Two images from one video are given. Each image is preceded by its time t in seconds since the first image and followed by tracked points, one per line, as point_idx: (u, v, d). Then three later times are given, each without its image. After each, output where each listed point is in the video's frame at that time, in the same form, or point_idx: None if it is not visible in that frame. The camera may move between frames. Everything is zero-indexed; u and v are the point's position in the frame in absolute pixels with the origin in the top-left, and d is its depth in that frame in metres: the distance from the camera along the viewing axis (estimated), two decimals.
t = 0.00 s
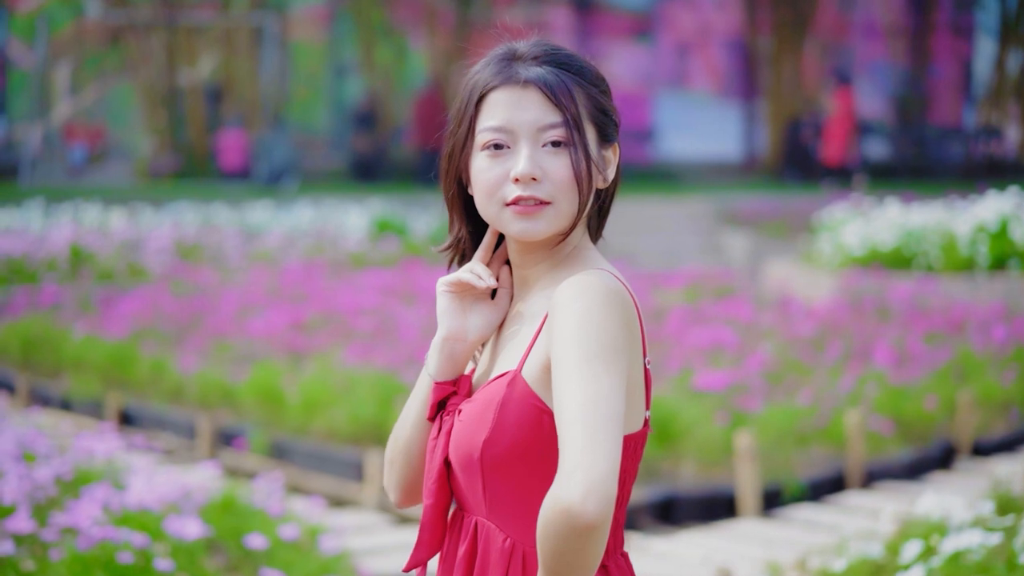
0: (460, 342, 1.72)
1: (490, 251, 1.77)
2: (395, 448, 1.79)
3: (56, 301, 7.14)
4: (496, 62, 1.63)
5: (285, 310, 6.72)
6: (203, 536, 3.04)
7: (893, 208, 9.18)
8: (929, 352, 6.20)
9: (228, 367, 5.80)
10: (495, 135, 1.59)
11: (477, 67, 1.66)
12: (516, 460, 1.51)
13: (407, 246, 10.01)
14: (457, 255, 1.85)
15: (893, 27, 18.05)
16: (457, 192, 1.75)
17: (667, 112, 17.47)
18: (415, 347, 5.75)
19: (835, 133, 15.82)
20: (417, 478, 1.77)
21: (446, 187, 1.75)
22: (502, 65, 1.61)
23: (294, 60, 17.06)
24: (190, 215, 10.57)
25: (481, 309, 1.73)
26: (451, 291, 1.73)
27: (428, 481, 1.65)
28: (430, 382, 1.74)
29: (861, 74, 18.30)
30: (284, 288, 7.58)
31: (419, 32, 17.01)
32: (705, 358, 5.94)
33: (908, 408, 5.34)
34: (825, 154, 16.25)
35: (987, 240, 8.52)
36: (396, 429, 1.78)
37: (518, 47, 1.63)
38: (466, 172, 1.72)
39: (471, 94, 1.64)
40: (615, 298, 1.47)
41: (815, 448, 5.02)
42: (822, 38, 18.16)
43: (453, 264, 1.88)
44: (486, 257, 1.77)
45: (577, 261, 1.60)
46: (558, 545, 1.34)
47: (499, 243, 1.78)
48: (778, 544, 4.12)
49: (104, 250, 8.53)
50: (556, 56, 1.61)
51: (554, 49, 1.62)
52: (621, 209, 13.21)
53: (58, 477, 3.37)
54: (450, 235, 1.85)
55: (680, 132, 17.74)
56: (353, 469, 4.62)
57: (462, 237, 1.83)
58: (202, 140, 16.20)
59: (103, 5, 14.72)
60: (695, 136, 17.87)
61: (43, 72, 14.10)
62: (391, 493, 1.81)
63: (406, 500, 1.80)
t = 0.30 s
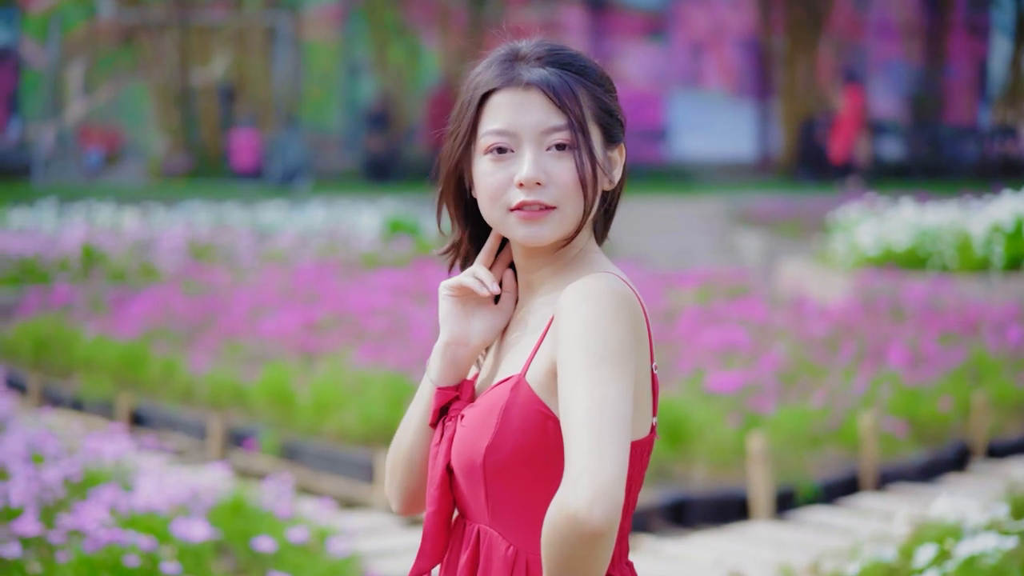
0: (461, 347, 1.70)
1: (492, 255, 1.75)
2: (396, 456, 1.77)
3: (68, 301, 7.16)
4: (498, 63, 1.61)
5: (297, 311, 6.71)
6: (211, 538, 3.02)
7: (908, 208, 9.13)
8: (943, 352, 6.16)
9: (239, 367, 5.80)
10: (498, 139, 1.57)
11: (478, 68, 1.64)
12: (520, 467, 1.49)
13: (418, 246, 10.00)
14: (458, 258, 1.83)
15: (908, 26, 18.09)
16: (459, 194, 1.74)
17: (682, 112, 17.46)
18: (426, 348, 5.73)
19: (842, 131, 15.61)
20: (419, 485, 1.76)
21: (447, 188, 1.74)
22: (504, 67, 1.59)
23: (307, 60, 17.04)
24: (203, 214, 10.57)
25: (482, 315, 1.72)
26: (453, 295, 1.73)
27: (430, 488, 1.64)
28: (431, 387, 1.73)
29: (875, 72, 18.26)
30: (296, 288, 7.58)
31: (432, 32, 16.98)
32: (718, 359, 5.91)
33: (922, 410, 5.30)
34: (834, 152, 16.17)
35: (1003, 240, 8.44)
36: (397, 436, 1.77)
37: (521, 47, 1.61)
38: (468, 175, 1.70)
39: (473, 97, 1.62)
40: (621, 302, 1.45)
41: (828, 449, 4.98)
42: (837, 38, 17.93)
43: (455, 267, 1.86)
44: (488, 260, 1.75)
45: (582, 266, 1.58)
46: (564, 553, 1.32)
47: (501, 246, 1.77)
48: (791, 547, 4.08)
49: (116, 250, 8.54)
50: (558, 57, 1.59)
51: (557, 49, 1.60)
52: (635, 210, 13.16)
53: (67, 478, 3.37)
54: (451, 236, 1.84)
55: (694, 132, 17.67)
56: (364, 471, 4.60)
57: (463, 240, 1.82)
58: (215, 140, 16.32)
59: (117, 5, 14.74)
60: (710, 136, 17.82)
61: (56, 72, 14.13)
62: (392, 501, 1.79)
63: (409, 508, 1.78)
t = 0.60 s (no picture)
0: (463, 349, 1.70)
1: (495, 256, 1.74)
2: (396, 462, 1.76)
3: (79, 302, 7.19)
4: (499, 65, 1.60)
5: (308, 311, 6.70)
6: (217, 541, 3.01)
7: (922, 208, 9.11)
8: (957, 353, 6.11)
9: (249, 368, 5.80)
10: (500, 142, 1.57)
11: (479, 69, 1.63)
12: (522, 473, 1.47)
13: (430, 245, 10.00)
14: (460, 261, 1.82)
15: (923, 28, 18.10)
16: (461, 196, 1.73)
17: (694, 113, 17.40)
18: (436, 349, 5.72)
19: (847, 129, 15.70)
20: (419, 491, 1.74)
21: (449, 190, 1.73)
22: (506, 68, 1.58)
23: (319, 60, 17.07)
24: (215, 214, 10.58)
25: (484, 317, 1.71)
26: (454, 295, 1.72)
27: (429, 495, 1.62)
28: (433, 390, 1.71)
29: (889, 72, 18.16)
30: (308, 287, 7.58)
31: (444, 32, 16.96)
32: (730, 360, 5.88)
33: (935, 412, 5.26)
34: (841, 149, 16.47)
35: (1017, 240, 8.42)
36: (397, 441, 1.75)
37: (522, 48, 1.61)
38: (470, 177, 1.69)
39: (474, 99, 1.61)
40: (627, 304, 1.43)
41: (841, 451, 4.94)
42: (852, 37, 17.90)
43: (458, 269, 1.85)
44: (490, 261, 1.74)
45: (586, 268, 1.57)
46: (565, 559, 1.30)
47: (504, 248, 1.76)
48: (803, 550, 4.04)
49: (128, 250, 8.58)
50: (560, 56, 1.58)
51: (559, 48, 1.59)
52: (647, 210, 13.13)
53: (74, 479, 3.36)
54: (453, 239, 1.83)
55: (706, 131, 17.59)
56: (374, 472, 4.59)
57: (464, 243, 1.80)
58: (227, 140, 16.31)
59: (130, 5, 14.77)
60: (723, 136, 17.73)
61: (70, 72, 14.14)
62: (393, 508, 1.77)
63: (409, 515, 1.77)
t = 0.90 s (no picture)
0: (468, 354, 1.68)
1: (499, 260, 1.72)
2: (401, 468, 1.75)
3: (92, 302, 7.21)
4: (503, 65, 1.59)
5: (320, 312, 6.69)
6: (226, 544, 2.99)
7: (938, 209, 9.07)
8: (974, 354, 6.06)
9: (261, 368, 5.79)
10: (505, 145, 1.55)
11: (484, 71, 1.62)
12: (524, 482, 1.45)
13: (444, 246, 9.99)
14: (466, 266, 1.81)
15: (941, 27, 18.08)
16: (465, 201, 1.72)
17: (709, 113, 17.26)
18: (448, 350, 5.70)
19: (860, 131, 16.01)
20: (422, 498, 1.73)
21: (454, 195, 1.71)
22: (511, 70, 1.57)
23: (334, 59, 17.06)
24: (229, 214, 10.59)
25: (488, 321, 1.69)
26: (458, 300, 1.70)
27: (432, 502, 1.60)
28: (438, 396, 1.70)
29: (904, 72, 18.09)
30: (321, 288, 7.58)
31: (459, 32, 16.94)
32: (744, 361, 5.84)
33: (951, 414, 5.21)
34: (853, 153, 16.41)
35: None
36: (402, 447, 1.74)
37: (526, 49, 1.59)
38: (475, 180, 1.67)
39: (477, 102, 1.60)
40: (633, 310, 1.41)
41: (855, 454, 4.90)
42: (867, 38, 17.73)
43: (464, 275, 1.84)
44: (494, 267, 1.73)
45: (592, 273, 1.56)
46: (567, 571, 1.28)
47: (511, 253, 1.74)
48: (817, 554, 4.00)
49: (142, 251, 8.60)
50: (566, 57, 1.57)
51: (564, 50, 1.58)
52: (662, 209, 13.10)
53: (85, 480, 3.36)
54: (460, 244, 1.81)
55: (721, 132, 17.51)
56: (384, 475, 4.57)
57: (472, 249, 1.79)
58: (241, 141, 16.38)
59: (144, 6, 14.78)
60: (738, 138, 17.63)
61: (84, 73, 14.16)
62: (396, 515, 1.77)
63: (412, 523, 1.75)
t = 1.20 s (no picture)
0: (470, 359, 1.67)
1: (502, 263, 1.71)
2: (403, 473, 1.74)
3: (103, 304, 7.24)
4: (508, 65, 1.58)
5: (331, 312, 6.69)
6: (234, 546, 2.98)
7: (951, 209, 9.03)
8: (987, 355, 6.02)
9: (270, 369, 5.79)
10: (511, 147, 1.54)
11: (489, 71, 1.61)
12: (528, 487, 1.44)
13: (455, 246, 9.99)
14: (470, 269, 1.81)
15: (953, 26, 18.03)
16: (469, 204, 1.71)
17: (721, 112, 17.19)
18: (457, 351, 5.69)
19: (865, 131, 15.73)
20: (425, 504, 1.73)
21: (458, 197, 1.70)
22: (516, 70, 1.56)
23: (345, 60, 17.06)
24: (241, 214, 10.61)
25: (492, 325, 1.69)
26: (461, 303, 1.70)
27: (435, 510, 1.59)
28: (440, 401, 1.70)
29: (917, 72, 17.94)
30: (331, 288, 7.58)
31: (471, 32, 16.95)
32: (756, 362, 5.81)
33: (963, 415, 5.18)
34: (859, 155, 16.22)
35: None
36: (405, 452, 1.74)
37: (532, 49, 1.58)
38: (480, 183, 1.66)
39: (483, 102, 1.58)
40: (642, 314, 1.39)
41: (867, 456, 4.87)
42: (880, 37, 17.69)
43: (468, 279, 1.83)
44: (498, 269, 1.72)
45: (598, 277, 1.54)
46: None
47: (515, 256, 1.73)
48: (829, 557, 3.96)
49: (153, 251, 8.62)
50: (572, 57, 1.56)
51: (571, 49, 1.57)
52: (674, 209, 13.06)
53: (94, 482, 3.36)
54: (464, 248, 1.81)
55: (733, 132, 17.45)
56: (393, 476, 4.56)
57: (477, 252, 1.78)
58: (252, 141, 16.46)
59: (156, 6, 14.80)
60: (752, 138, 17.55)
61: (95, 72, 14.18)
62: (397, 521, 1.76)
63: (414, 529, 1.75)
